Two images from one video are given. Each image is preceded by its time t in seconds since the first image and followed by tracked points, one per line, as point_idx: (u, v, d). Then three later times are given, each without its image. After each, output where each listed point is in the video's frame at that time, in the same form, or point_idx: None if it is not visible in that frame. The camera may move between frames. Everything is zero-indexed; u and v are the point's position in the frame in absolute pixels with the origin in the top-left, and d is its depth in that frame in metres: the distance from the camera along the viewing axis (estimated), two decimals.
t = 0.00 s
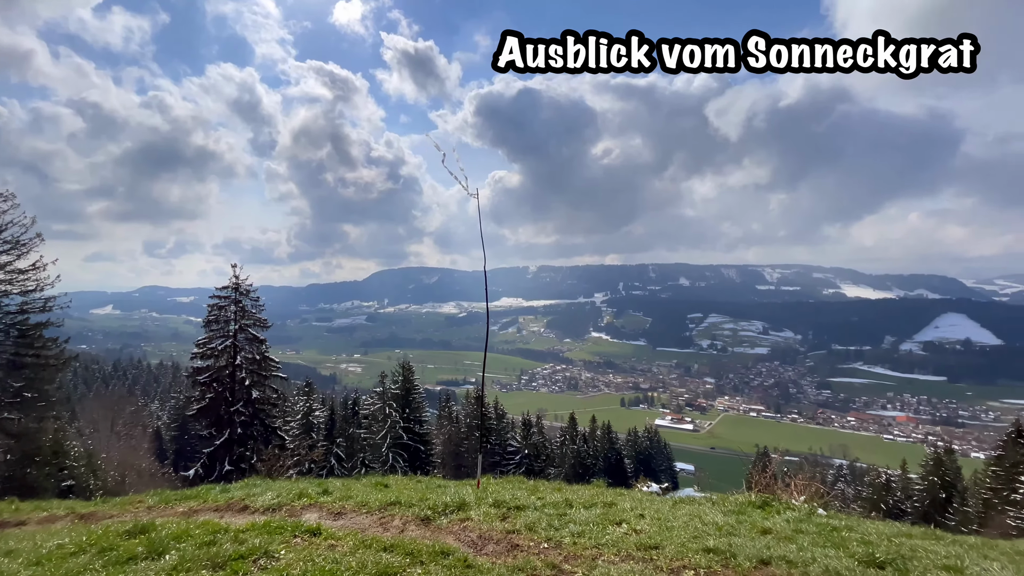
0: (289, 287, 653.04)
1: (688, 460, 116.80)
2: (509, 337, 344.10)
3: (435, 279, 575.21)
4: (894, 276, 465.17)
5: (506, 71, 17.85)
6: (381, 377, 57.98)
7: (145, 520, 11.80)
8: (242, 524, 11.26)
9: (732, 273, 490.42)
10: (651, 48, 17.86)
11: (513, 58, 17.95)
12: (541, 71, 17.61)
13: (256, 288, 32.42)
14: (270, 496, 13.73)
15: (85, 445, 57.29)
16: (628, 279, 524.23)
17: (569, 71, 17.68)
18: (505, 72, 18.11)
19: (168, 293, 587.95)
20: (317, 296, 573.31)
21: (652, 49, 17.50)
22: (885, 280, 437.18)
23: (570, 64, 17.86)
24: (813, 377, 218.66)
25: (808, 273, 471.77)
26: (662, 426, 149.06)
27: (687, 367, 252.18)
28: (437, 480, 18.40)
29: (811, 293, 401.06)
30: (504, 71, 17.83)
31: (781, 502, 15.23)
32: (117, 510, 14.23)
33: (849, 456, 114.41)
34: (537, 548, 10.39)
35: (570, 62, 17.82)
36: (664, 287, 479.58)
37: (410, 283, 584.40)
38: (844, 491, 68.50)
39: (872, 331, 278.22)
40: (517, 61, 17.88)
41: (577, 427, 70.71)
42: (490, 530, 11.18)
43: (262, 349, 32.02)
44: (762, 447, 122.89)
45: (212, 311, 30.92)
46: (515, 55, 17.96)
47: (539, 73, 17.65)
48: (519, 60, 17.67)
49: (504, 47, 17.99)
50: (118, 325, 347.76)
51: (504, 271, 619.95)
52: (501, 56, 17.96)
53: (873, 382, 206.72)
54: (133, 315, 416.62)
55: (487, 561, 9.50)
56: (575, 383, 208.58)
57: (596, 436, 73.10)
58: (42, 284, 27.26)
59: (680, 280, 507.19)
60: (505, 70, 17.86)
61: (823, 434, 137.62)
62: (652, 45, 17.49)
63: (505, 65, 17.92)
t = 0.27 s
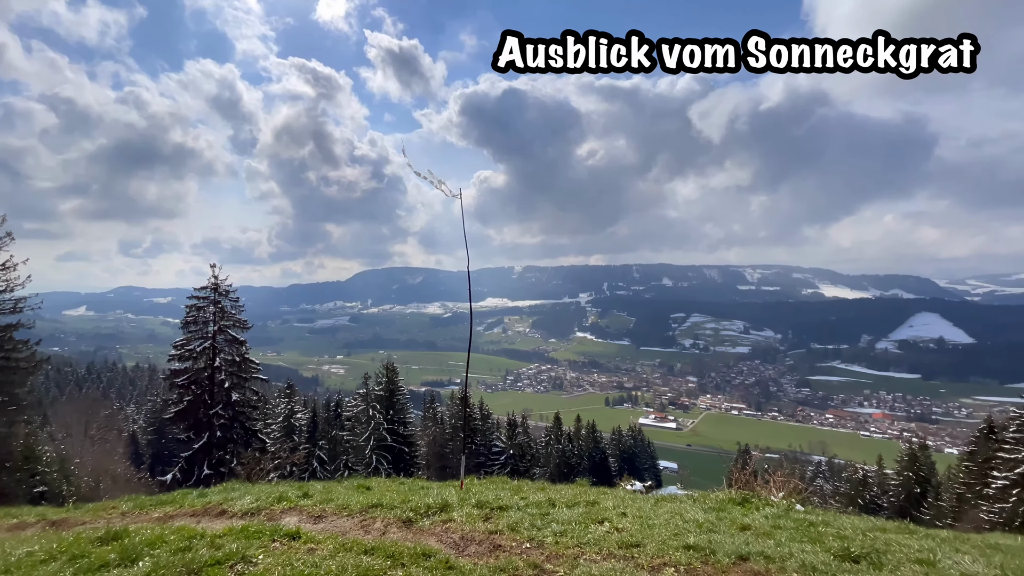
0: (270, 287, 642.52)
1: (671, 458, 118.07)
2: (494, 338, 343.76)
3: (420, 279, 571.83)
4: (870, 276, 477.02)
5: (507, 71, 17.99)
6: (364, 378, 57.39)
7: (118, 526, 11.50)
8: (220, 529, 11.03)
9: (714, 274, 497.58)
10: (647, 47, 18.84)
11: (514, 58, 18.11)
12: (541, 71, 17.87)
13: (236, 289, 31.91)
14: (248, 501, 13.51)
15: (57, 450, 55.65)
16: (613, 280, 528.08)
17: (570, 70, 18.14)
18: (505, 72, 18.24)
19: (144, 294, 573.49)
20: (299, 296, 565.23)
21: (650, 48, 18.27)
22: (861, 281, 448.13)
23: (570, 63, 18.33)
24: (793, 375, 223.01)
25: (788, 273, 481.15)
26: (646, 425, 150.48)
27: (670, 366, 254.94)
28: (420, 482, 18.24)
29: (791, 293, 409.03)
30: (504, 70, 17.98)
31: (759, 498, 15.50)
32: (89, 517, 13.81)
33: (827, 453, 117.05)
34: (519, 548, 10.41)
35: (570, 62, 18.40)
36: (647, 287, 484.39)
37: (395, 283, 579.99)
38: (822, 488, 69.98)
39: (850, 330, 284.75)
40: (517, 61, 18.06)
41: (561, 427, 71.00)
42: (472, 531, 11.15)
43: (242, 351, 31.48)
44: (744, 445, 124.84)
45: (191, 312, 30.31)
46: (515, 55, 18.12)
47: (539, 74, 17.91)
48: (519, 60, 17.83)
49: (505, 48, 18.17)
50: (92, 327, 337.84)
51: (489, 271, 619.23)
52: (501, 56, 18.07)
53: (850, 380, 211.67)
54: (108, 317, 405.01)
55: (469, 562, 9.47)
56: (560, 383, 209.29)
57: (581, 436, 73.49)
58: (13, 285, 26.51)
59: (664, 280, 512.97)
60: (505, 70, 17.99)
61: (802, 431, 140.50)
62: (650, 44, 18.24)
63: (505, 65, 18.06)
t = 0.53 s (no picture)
0: (250, 287, 631.34)
1: (655, 456, 119.38)
2: (479, 338, 343.02)
3: (403, 279, 567.67)
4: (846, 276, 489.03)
5: (506, 71, 17.63)
6: (346, 379, 56.83)
7: (89, 533, 11.18)
8: (195, 534, 10.81)
9: (696, 274, 504.45)
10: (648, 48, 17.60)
11: (513, 59, 17.74)
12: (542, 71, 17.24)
13: (215, 289, 31.23)
14: (226, 504, 13.29)
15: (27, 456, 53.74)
16: (597, 280, 531.64)
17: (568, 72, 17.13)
18: (504, 72, 17.84)
19: (118, 295, 557.73)
20: (280, 296, 556.30)
21: (653, 49, 17.18)
22: (838, 281, 459.20)
23: (570, 63, 17.35)
24: (772, 373, 227.37)
25: (767, 273, 490.73)
26: (629, 423, 151.91)
27: (653, 365, 257.57)
28: (403, 482, 18.07)
29: (770, 293, 417.00)
30: (503, 71, 17.63)
31: (738, 495, 15.74)
32: (60, 523, 13.41)
33: (805, 449, 119.77)
34: (499, 548, 10.41)
35: (569, 62, 17.57)
36: (631, 287, 489.20)
37: (378, 283, 575.09)
38: (801, 484, 71.55)
39: (827, 329, 291.42)
40: (516, 61, 17.66)
41: (546, 427, 71.11)
42: (454, 532, 11.13)
43: (220, 353, 30.87)
44: (725, 442, 126.85)
45: (166, 314, 29.62)
46: (515, 55, 17.72)
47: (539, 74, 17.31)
48: (519, 60, 17.30)
49: (504, 47, 17.69)
50: (63, 329, 327.17)
51: (474, 271, 617.90)
52: (500, 57, 17.71)
53: (828, 377, 216.57)
54: (80, 318, 392.84)
55: (450, 563, 9.43)
56: (545, 383, 209.85)
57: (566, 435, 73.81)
58: None
59: (647, 280, 518.50)
60: (505, 70, 17.62)
61: (781, 427, 143.41)
62: (654, 45, 17.17)
63: (505, 66, 17.69)
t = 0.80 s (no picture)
0: (228, 287, 619.11)
1: (638, 454, 120.51)
2: (464, 338, 342.04)
3: (387, 279, 563.19)
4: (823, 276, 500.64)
5: (506, 71, 17.97)
6: (328, 381, 56.20)
7: (59, 540, 10.88)
8: (170, 540, 10.59)
9: (678, 274, 510.72)
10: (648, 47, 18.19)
11: (513, 58, 18.10)
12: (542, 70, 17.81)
13: (193, 290, 30.58)
14: (202, 509, 13.03)
15: None
16: (581, 279, 534.72)
17: (567, 71, 17.87)
18: (504, 72, 18.17)
19: (91, 296, 541.70)
20: (260, 297, 546.89)
21: (651, 49, 17.65)
22: (815, 280, 469.92)
23: (568, 64, 17.98)
24: (752, 371, 231.49)
25: (747, 273, 499.47)
26: (613, 422, 153.14)
27: (637, 364, 260.10)
28: (385, 485, 17.89)
29: (750, 292, 424.52)
30: (503, 71, 17.97)
31: (717, 491, 15.99)
32: (27, 531, 12.97)
33: (785, 445, 122.23)
34: (482, 548, 10.39)
35: (569, 63, 18.10)
36: (614, 287, 493.18)
37: (361, 283, 569.44)
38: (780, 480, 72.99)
39: (805, 328, 297.77)
40: (516, 60, 18.04)
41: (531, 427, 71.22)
42: (436, 532, 11.10)
43: (198, 355, 30.24)
44: (707, 439, 128.68)
45: (141, 315, 28.87)
46: (514, 56, 18.10)
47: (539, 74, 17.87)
48: (519, 60, 17.79)
49: (504, 48, 18.09)
50: (31, 331, 316.28)
51: (458, 271, 616.12)
52: (501, 57, 18.01)
53: (806, 375, 221.29)
54: (49, 320, 380.28)
55: (432, 565, 9.37)
56: (530, 383, 210.27)
57: (551, 435, 73.98)
58: None
59: (631, 279, 523.41)
60: (505, 70, 17.97)
61: (760, 424, 146.06)
62: (652, 46, 17.62)
63: (504, 65, 18.03)
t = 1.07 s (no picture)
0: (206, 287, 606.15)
1: (622, 452, 121.51)
2: (448, 338, 340.65)
3: (370, 279, 557.81)
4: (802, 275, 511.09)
5: (506, 71, 17.83)
6: (310, 383, 55.43)
7: (29, 550, 10.47)
8: (145, 546, 10.35)
9: (661, 273, 516.02)
10: (648, 47, 17.93)
11: (513, 58, 17.95)
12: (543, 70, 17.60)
13: (170, 291, 29.90)
14: (179, 515, 12.78)
15: None
16: (565, 279, 536.96)
17: (568, 71, 17.64)
18: (504, 72, 18.02)
19: (61, 296, 525.00)
20: (240, 297, 536.73)
21: (653, 49, 17.42)
22: (793, 279, 479.70)
23: (570, 63, 17.80)
24: (733, 369, 235.26)
25: (728, 272, 507.42)
26: (597, 420, 154.13)
27: (621, 362, 262.28)
28: (367, 487, 17.73)
29: (731, 291, 431.37)
30: (504, 71, 17.80)
31: (698, 488, 16.21)
32: None
33: (765, 441, 124.58)
34: (465, 549, 10.38)
35: (571, 62, 17.89)
36: (598, 286, 496.43)
37: (344, 283, 563.07)
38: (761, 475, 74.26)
39: (785, 326, 303.65)
40: (516, 60, 17.90)
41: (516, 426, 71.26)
42: (418, 534, 11.05)
43: (175, 356, 29.54)
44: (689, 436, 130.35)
45: (115, 316, 28.11)
46: (514, 56, 17.93)
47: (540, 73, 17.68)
48: (519, 60, 17.66)
49: (504, 47, 17.93)
50: None
51: (443, 270, 613.52)
52: (500, 56, 17.87)
53: (785, 372, 225.57)
54: (18, 322, 367.26)
55: (414, 567, 9.30)
56: (514, 382, 210.51)
57: (535, 434, 74.15)
58: None
59: (614, 279, 527.37)
60: (505, 70, 17.81)
61: (741, 421, 148.51)
62: (654, 46, 17.47)
63: (504, 65, 17.87)
